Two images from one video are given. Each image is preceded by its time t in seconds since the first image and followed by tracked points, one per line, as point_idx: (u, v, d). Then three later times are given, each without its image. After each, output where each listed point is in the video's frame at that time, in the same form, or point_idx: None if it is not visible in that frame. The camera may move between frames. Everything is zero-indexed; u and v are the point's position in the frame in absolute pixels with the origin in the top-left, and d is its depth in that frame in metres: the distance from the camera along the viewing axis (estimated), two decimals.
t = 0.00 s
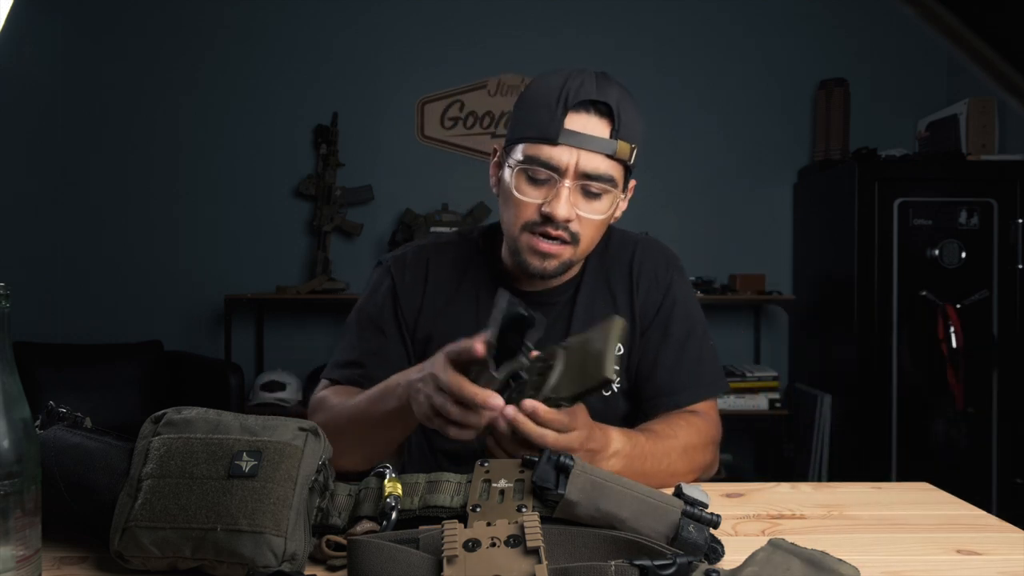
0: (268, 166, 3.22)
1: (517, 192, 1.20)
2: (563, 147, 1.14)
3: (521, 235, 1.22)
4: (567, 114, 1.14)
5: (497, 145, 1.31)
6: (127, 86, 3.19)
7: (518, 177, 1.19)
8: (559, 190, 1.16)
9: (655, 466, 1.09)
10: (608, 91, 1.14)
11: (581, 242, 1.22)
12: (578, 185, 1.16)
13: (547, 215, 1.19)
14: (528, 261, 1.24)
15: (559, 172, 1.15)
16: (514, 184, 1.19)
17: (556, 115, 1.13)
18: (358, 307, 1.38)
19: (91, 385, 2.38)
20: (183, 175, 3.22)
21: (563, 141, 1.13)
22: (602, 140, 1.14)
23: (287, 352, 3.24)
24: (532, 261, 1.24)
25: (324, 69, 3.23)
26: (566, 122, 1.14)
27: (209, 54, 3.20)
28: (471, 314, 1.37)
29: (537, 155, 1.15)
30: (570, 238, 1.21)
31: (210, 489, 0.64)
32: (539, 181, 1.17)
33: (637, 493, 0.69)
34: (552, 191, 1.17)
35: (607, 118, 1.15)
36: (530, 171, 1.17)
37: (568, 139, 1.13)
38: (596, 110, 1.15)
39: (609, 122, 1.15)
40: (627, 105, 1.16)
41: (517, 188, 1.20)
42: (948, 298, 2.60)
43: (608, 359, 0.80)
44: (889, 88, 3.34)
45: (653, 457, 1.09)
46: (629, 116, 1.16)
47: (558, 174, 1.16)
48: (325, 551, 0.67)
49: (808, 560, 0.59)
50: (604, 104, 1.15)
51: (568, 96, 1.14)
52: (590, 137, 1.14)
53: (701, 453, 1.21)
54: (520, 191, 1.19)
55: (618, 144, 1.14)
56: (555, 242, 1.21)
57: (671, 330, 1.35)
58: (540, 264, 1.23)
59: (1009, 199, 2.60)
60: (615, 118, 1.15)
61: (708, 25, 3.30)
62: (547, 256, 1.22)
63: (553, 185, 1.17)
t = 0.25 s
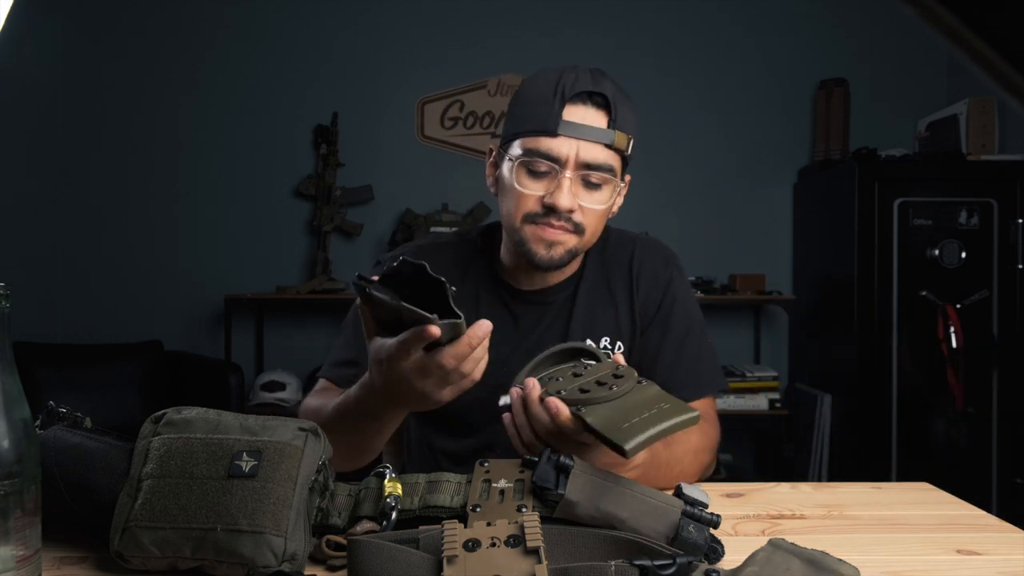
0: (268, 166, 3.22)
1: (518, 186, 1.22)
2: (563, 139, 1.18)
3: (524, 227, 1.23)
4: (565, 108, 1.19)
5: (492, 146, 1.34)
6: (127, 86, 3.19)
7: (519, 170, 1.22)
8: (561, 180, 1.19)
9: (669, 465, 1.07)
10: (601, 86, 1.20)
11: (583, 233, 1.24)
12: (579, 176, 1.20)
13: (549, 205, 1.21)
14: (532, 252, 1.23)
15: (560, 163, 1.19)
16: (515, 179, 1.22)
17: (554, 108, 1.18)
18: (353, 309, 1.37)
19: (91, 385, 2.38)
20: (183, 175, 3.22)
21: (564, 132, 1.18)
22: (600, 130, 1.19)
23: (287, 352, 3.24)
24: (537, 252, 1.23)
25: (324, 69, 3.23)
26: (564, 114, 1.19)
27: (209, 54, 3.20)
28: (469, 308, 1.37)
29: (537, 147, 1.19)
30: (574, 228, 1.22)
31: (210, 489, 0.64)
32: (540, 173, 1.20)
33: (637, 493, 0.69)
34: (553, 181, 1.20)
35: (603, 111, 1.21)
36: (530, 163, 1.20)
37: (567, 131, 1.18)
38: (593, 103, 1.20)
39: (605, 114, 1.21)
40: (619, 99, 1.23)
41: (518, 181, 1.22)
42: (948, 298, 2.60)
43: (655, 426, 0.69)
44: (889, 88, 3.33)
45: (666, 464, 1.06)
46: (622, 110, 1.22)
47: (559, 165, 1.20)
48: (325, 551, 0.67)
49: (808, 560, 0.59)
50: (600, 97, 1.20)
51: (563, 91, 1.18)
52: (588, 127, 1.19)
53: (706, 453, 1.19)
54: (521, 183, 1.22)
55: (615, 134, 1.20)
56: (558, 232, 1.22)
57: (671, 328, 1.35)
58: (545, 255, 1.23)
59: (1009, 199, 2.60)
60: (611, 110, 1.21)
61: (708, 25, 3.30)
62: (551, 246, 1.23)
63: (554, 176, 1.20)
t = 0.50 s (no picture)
0: (268, 166, 3.22)
1: (506, 182, 1.23)
2: (548, 132, 1.19)
3: (513, 224, 1.24)
4: (549, 101, 1.20)
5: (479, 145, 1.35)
6: (127, 86, 3.19)
7: (506, 166, 1.23)
8: (547, 175, 1.21)
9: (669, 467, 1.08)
10: (584, 76, 1.21)
11: (573, 226, 1.25)
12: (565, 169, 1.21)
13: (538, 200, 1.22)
14: (523, 249, 1.24)
15: (546, 157, 1.20)
16: (503, 175, 1.24)
17: (537, 102, 1.19)
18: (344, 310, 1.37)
19: (91, 385, 2.38)
20: (182, 175, 3.22)
21: (549, 126, 1.19)
22: (585, 122, 1.20)
23: (287, 352, 3.24)
24: (527, 248, 1.24)
25: (324, 69, 3.23)
26: (548, 107, 1.20)
27: (209, 54, 3.20)
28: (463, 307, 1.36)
29: (523, 142, 1.20)
30: (563, 222, 1.23)
31: (210, 489, 0.64)
32: (527, 168, 1.22)
33: (637, 493, 0.69)
34: (540, 176, 1.21)
35: (586, 102, 1.22)
36: (517, 159, 1.22)
37: (552, 124, 1.19)
38: (576, 96, 1.21)
39: (589, 105, 1.22)
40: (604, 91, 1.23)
41: (505, 178, 1.24)
42: (947, 298, 2.60)
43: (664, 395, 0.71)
44: (889, 88, 3.33)
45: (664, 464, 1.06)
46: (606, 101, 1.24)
47: (545, 159, 1.21)
48: (325, 551, 0.67)
49: (807, 560, 0.59)
50: (583, 89, 1.21)
51: (547, 85, 1.19)
52: (572, 119, 1.20)
53: (705, 453, 1.20)
54: (508, 180, 1.23)
55: (600, 126, 1.21)
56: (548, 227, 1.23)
57: (667, 329, 1.36)
58: (536, 251, 1.24)
59: (1009, 199, 2.61)
60: (596, 104, 1.22)
61: (708, 25, 3.30)
62: (542, 242, 1.24)
63: (541, 170, 1.21)
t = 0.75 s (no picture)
0: (267, 166, 3.22)
1: (492, 188, 1.23)
2: (532, 135, 1.19)
3: (503, 230, 1.24)
4: (531, 101, 1.19)
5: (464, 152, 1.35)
6: (127, 86, 3.20)
7: (492, 172, 1.23)
8: (535, 177, 1.21)
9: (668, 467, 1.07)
10: (564, 75, 1.22)
11: (563, 228, 1.25)
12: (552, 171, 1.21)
13: (526, 204, 1.22)
14: (514, 254, 1.24)
15: (532, 160, 1.20)
16: (489, 181, 1.23)
17: (520, 103, 1.19)
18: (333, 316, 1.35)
19: (91, 385, 2.38)
20: (182, 175, 3.22)
21: (534, 128, 1.19)
22: (570, 121, 1.20)
23: (288, 352, 3.24)
24: (518, 253, 1.24)
25: (324, 69, 3.23)
26: (530, 108, 1.20)
27: (209, 54, 3.20)
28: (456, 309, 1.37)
29: (507, 146, 1.20)
30: (553, 224, 1.23)
31: (210, 489, 0.64)
32: (513, 172, 1.22)
33: (637, 493, 0.69)
34: (527, 179, 1.21)
35: (569, 101, 1.22)
36: (503, 164, 1.21)
37: (536, 126, 1.19)
38: (559, 94, 1.21)
39: (572, 103, 1.22)
40: (585, 86, 1.24)
41: (491, 183, 1.23)
42: (948, 298, 2.60)
43: (644, 425, 0.72)
44: (889, 88, 3.34)
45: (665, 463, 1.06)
46: (589, 95, 1.24)
47: (531, 162, 1.21)
48: (325, 551, 0.67)
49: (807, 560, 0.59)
50: (565, 88, 1.21)
51: (528, 85, 1.19)
52: (556, 119, 1.20)
53: (705, 454, 1.19)
54: (495, 185, 1.23)
55: (585, 124, 1.21)
56: (538, 231, 1.23)
57: (663, 328, 1.36)
58: (527, 255, 1.24)
59: (1010, 198, 2.61)
60: (578, 101, 1.22)
61: (708, 25, 3.30)
62: (534, 246, 1.23)
63: (528, 174, 1.21)
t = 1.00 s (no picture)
0: (268, 166, 3.22)
1: (468, 183, 1.26)
2: (504, 127, 1.22)
3: (480, 223, 1.25)
4: (501, 95, 1.23)
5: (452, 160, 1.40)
6: (126, 86, 3.19)
7: (469, 167, 1.26)
8: (507, 169, 1.23)
9: (666, 467, 1.06)
10: (536, 69, 1.25)
11: (540, 220, 1.25)
12: (525, 161, 1.24)
13: (501, 197, 1.23)
14: (492, 247, 1.25)
15: (504, 152, 1.23)
16: (465, 176, 1.27)
17: (490, 98, 1.23)
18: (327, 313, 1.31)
19: (91, 385, 2.38)
20: (182, 175, 3.22)
21: (503, 120, 1.22)
22: (540, 110, 1.22)
23: (288, 352, 3.24)
24: (496, 246, 1.25)
25: (324, 69, 3.23)
26: (501, 101, 1.23)
27: (209, 53, 3.20)
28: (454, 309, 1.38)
29: (480, 140, 1.24)
30: (529, 215, 1.24)
31: (210, 489, 0.64)
32: (487, 165, 1.25)
33: (637, 492, 0.69)
34: (501, 171, 1.24)
35: (541, 93, 1.25)
36: (477, 158, 1.25)
37: (506, 118, 1.22)
38: (530, 86, 1.24)
39: (543, 95, 1.24)
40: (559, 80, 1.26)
41: (467, 179, 1.27)
42: (948, 298, 2.60)
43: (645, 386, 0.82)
44: (889, 88, 3.34)
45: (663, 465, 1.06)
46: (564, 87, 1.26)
47: (503, 153, 1.24)
48: (326, 552, 0.67)
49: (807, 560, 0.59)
50: (536, 81, 1.25)
51: (498, 81, 1.24)
52: (527, 111, 1.23)
53: (706, 453, 1.19)
54: (471, 180, 1.26)
55: (556, 113, 1.23)
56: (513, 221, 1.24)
57: (662, 327, 1.36)
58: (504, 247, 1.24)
59: (1010, 198, 2.61)
60: (550, 91, 1.24)
61: (708, 24, 3.30)
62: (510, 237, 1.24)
63: (500, 166, 1.24)
